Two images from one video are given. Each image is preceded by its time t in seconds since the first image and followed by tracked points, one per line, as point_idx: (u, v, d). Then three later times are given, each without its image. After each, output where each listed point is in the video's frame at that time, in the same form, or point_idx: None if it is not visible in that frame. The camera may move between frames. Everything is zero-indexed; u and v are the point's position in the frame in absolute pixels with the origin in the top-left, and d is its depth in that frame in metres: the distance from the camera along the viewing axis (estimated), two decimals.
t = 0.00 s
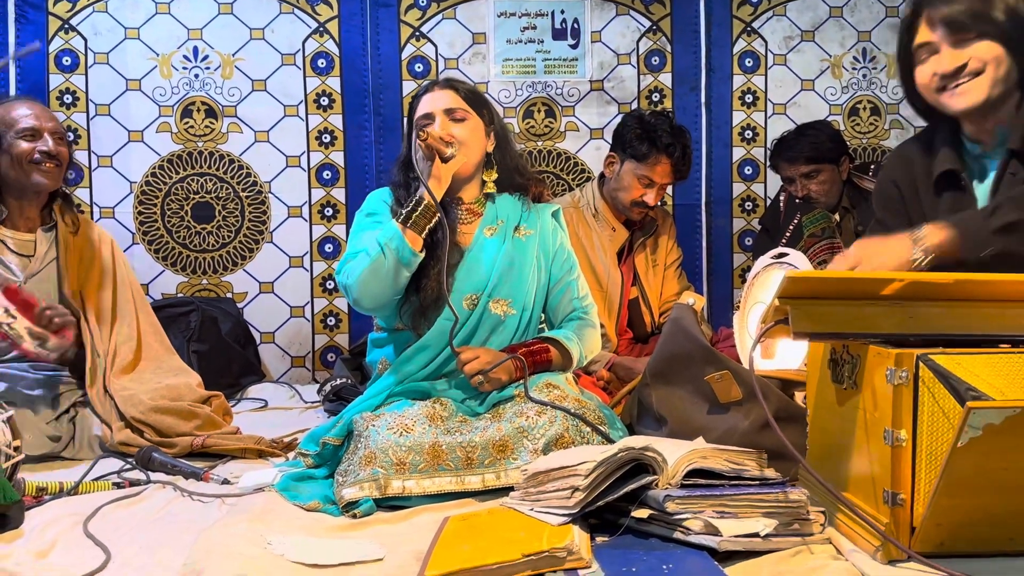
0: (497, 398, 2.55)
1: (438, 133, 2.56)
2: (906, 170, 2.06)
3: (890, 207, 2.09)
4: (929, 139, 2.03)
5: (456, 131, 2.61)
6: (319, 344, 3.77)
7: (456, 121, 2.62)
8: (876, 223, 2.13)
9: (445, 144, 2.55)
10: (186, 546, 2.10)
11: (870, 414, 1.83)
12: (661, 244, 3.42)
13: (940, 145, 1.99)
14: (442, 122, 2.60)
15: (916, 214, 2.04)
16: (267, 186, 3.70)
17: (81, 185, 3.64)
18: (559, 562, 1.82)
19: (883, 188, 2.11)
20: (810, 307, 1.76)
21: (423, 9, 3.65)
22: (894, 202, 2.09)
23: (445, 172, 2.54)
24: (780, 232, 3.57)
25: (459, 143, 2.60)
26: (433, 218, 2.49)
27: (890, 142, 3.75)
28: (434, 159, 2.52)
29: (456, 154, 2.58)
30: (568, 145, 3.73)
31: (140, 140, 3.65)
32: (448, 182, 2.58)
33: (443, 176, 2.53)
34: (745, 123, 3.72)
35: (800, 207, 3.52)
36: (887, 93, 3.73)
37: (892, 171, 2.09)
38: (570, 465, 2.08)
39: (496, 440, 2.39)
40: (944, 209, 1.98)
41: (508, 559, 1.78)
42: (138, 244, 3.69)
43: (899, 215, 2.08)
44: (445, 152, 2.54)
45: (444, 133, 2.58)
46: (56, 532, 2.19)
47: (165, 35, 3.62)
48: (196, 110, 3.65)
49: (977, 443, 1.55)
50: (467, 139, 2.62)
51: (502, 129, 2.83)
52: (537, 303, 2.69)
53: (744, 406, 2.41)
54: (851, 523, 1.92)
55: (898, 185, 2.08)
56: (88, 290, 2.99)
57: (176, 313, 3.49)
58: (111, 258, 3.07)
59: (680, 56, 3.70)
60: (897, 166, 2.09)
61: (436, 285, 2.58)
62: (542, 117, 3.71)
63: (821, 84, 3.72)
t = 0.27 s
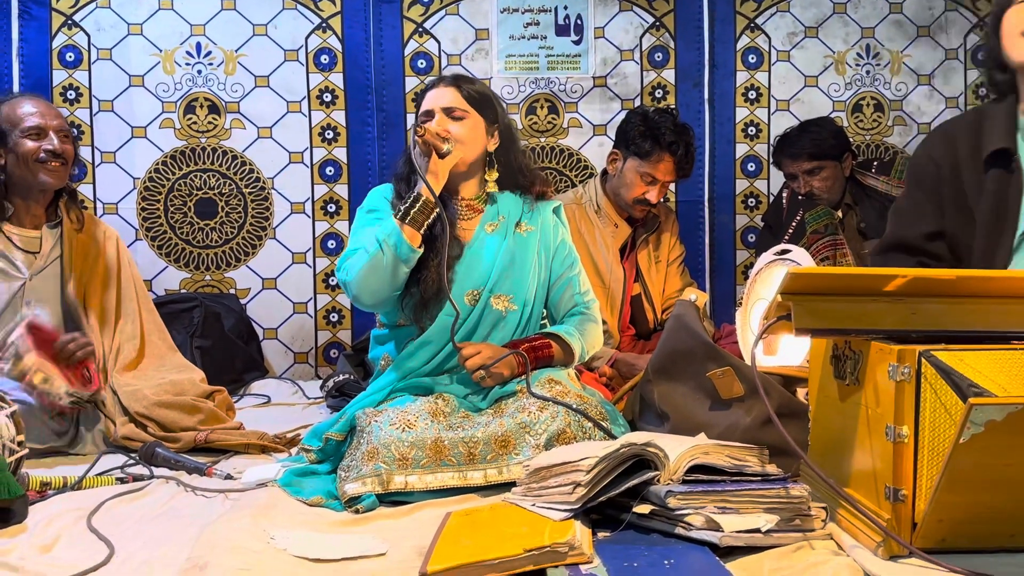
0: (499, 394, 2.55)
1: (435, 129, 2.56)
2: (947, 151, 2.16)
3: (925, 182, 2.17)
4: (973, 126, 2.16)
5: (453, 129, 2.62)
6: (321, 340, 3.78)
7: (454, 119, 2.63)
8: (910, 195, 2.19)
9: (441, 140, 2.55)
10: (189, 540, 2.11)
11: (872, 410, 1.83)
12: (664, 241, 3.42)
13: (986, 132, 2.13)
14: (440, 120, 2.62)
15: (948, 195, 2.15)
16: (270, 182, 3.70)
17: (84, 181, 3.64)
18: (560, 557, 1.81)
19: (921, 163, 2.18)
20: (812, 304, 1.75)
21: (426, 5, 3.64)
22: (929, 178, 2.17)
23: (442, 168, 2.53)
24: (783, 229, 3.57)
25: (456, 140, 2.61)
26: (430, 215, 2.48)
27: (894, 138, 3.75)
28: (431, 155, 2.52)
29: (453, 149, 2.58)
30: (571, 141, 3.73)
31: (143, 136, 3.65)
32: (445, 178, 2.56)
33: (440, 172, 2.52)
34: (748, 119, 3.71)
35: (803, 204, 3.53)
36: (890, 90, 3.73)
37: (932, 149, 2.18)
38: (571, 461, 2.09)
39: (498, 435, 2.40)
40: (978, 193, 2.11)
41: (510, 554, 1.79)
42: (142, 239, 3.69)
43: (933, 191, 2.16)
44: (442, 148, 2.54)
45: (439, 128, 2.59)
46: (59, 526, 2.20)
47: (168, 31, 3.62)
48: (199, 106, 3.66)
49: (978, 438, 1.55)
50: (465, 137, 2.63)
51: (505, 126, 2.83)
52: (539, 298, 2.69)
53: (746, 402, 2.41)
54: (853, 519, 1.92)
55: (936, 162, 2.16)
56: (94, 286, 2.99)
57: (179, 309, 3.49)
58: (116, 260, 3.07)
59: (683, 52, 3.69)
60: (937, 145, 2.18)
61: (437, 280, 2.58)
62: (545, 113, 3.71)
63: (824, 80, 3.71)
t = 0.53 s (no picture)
0: (501, 392, 2.56)
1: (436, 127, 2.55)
2: (974, 135, 2.19)
3: (949, 164, 2.20)
4: (1001, 113, 2.19)
5: (453, 127, 2.62)
6: (323, 339, 3.78)
7: (455, 118, 2.63)
8: (933, 176, 2.22)
9: (442, 138, 2.55)
10: (192, 538, 2.11)
11: (874, 408, 1.83)
12: (666, 240, 3.41)
13: (1013, 119, 2.16)
14: (440, 118, 2.62)
15: (970, 179, 2.18)
16: (272, 180, 3.70)
17: (87, 179, 3.65)
18: (562, 555, 1.81)
19: (948, 146, 2.21)
20: (813, 302, 1.75)
21: (428, 4, 3.64)
22: (953, 161, 2.20)
23: (442, 167, 2.53)
24: (785, 227, 3.57)
25: (456, 138, 2.61)
26: (431, 213, 2.49)
27: (896, 137, 3.74)
28: (430, 153, 2.52)
29: (454, 148, 2.59)
30: (573, 140, 3.73)
31: (145, 134, 3.66)
32: (446, 176, 2.57)
33: (440, 170, 2.53)
34: (750, 118, 3.71)
35: (805, 202, 3.53)
36: (893, 88, 3.72)
37: (959, 132, 2.21)
38: (573, 459, 2.09)
39: (500, 434, 2.40)
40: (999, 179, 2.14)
41: (512, 552, 1.79)
42: (144, 237, 3.70)
43: (956, 173, 2.19)
44: (442, 146, 2.54)
45: (440, 127, 2.59)
46: (62, 524, 2.20)
47: (170, 29, 3.63)
48: (201, 104, 3.66)
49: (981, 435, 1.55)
50: (466, 135, 2.63)
51: (508, 126, 2.82)
52: (540, 297, 2.70)
53: (748, 401, 2.41)
54: (855, 518, 1.92)
55: (962, 146, 2.19)
56: (99, 281, 3.00)
57: (182, 307, 3.50)
58: (119, 250, 3.09)
59: (685, 51, 3.69)
60: (964, 130, 2.21)
61: (438, 279, 2.58)
62: (547, 111, 3.71)
63: (827, 78, 3.71)
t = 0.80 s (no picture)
0: (503, 391, 2.56)
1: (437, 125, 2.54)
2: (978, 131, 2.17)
3: (952, 160, 2.18)
4: (1005, 110, 2.18)
5: (455, 124, 2.61)
6: (326, 337, 3.78)
7: (457, 114, 2.63)
8: (935, 172, 2.19)
9: (442, 136, 2.54)
10: (193, 537, 2.11)
11: (872, 404, 1.83)
12: (669, 239, 3.41)
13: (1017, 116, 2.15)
14: (442, 114, 2.62)
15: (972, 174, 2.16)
16: (274, 178, 3.70)
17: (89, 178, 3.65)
18: (563, 554, 1.82)
19: (951, 142, 2.19)
20: (811, 297, 1.75)
21: (431, 2, 3.64)
22: (957, 157, 2.18)
23: (443, 164, 2.54)
24: (787, 226, 3.56)
25: (458, 136, 2.60)
26: (432, 212, 2.48)
27: (899, 135, 3.74)
28: (432, 151, 2.52)
29: (456, 146, 2.58)
30: (576, 138, 3.72)
31: (148, 133, 3.66)
32: (447, 174, 2.57)
33: (441, 168, 2.53)
34: (753, 116, 3.70)
35: (808, 201, 3.52)
36: (896, 87, 3.72)
37: (962, 129, 2.19)
38: (575, 458, 2.09)
39: (502, 432, 2.40)
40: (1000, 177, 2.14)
41: (513, 551, 1.79)
42: (147, 236, 3.70)
43: (960, 168, 2.17)
44: (443, 144, 2.54)
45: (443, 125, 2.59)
46: (64, 523, 2.20)
47: (173, 28, 3.63)
48: (204, 103, 3.66)
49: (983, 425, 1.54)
50: (467, 132, 2.63)
51: (510, 125, 2.81)
52: (542, 296, 2.70)
53: (750, 400, 2.43)
54: (855, 515, 1.92)
55: (965, 142, 2.18)
56: (104, 284, 2.97)
57: (184, 306, 3.50)
58: (126, 256, 3.08)
59: (688, 49, 3.68)
60: (967, 126, 2.19)
61: (439, 279, 2.57)
62: (549, 110, 3.70)
63: (830, 77, 3.70)
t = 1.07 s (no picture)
0: (505, 390, 2.56)
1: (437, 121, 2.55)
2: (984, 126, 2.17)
3: (957, 155, 2.18)
4: (1012, 106, 2.18)
5: (456, 121, 2.62)
6: (327, 336, 3.78)
7: (459, 111, 2.63)
8: (939, 166, 2.19)
9: (442, 132, 2.54)
10: (194, 536, 2.12)
11: (877, 407, 1.82)
12: (670, 238, 3.41)
13: None
14: (444, 111, 2.62)
15: (976, 171, 2.16)
16: (275, 177, 3.70)
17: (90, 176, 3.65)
18: (564, 553, 1.81)
19: (957, 137, 2.19)
20: (817, 300, 1.74)
21: (432, 1, 3.63)
22: (962, 152, 2.17)
23: (444, 161, 2.52)
24: (789, 225, 3.56)
25: (458, 132, 2.60)
26: (433, 209, 2.48)
27: (900, 134, 3.73)
28: (432, 147, 2.52)
29: (456, 141, 2.58)
30: (577, 137, 3.72)
31: (149, 132, 3.66)
32: (448, 171, 2.56)
33: (442, 165, 2.52)
34: (754, 115, 3.70)
35: (809, 200, 3.52)
36: (897, 85, 3.71)
37: (968, 124, 2.19)
38: (576, 457, 2.09)
39: (503, 431, 2.40)
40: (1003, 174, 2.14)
41: (514, 550, 1.79)
42: (148, 235, 3.70)
43: (964, 164, 2.17)
44: (443, 140, 2.54)
45: (444, 122, 2.59)
46: (65, 522, 2.20)
47: (174, 27, 3.63)
48: (205, 102, 3.66)
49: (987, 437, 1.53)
50: (468, 128, 2.62)
51: (510, 123, 2.82)
52: (543, 295, 2.70)
53: (752, 399, 2.44)
54: (858, 516, 1.92)
55: (970, 138, 2.18)
56: (107, 280, 2.97)
57: (186, 305, 3.50)
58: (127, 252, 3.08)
59: (689, 48, 3.68)
60: (973, 122, 2.19)
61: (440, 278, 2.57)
62: (551, 109, 3.70)
63: (831, 75, 3.70)
